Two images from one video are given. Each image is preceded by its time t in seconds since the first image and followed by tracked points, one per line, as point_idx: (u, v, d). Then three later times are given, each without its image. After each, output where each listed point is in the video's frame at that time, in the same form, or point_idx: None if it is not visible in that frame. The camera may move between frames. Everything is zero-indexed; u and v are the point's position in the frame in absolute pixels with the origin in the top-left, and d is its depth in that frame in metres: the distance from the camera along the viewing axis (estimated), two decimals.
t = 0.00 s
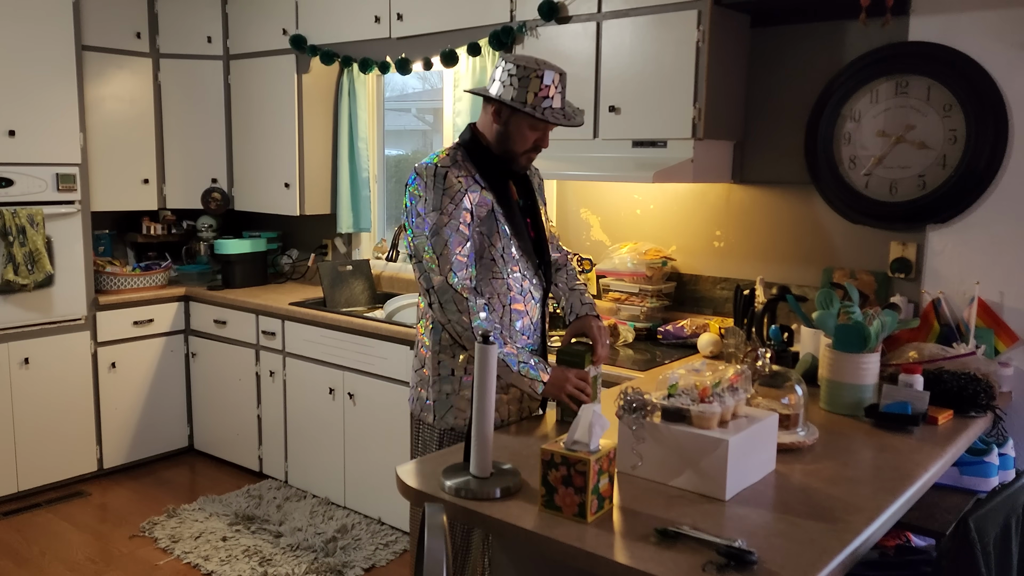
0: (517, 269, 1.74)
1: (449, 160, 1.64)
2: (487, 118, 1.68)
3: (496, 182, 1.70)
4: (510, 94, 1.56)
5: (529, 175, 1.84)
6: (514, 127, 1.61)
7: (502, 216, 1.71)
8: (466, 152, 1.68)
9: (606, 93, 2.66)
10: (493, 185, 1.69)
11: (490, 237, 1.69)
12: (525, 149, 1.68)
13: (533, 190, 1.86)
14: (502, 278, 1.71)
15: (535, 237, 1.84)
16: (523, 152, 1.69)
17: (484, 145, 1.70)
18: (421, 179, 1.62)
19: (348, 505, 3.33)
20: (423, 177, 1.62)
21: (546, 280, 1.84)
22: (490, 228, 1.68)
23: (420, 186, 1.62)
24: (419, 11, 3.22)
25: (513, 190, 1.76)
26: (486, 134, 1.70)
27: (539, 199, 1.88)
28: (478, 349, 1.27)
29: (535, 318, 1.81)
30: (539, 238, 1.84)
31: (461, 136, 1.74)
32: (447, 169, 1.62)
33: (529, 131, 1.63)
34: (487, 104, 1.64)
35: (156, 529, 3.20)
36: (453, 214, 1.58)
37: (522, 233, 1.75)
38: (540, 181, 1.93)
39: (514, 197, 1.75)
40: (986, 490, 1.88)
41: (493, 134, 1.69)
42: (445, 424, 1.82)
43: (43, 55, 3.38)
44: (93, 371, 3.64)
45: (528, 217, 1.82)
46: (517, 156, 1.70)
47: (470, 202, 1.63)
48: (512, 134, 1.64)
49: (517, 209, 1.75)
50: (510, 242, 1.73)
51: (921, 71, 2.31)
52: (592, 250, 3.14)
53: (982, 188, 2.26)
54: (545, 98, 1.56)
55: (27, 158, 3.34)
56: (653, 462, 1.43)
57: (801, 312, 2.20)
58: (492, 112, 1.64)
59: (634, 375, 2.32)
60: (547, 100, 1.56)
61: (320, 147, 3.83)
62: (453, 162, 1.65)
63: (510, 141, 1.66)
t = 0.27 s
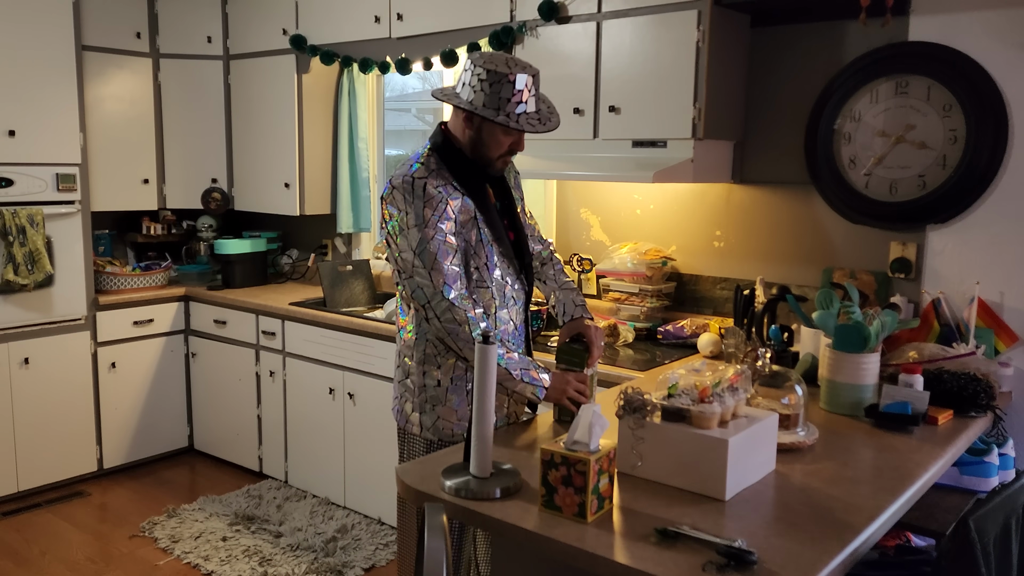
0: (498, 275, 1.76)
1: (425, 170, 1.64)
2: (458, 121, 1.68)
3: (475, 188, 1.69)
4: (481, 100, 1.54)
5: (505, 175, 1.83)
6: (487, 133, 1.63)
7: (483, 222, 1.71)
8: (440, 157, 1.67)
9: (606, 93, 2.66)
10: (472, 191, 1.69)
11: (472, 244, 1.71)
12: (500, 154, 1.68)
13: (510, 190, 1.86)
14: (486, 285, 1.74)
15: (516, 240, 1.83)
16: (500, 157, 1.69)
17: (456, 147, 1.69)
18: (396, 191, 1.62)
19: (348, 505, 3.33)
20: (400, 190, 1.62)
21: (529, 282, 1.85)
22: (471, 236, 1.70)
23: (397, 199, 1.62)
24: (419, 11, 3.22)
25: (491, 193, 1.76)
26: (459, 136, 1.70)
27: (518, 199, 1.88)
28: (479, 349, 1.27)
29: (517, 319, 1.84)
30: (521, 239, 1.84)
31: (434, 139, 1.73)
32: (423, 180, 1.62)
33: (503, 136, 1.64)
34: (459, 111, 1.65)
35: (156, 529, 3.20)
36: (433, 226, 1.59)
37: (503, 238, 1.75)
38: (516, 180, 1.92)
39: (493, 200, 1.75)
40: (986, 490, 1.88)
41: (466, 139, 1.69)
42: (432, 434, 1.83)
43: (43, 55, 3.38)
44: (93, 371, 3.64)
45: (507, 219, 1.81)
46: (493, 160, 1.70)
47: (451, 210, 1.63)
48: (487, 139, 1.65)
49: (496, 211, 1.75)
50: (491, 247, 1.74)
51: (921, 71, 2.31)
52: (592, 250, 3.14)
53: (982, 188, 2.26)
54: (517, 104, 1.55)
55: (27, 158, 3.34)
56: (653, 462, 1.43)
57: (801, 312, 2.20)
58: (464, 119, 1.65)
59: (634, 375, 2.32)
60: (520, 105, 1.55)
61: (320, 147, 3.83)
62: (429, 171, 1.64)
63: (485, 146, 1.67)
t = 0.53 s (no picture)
0: (507, 274, 1.75)
1: (434, 169, 1.64)
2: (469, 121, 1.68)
3: (482, 187, 1.70)
4: (493, 99, 1.55)
5: (517, 176, 1.84)
6: (500, 130, 1.62)
7: (489, 221, 1.71)
8: (450, 157, 1.68)
9: (606, 93, 2.66)
10: (478, 190, 1.70)
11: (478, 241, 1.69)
12: (514, 151, 1.68)
13: (522, 190, 1.86)
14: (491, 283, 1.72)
15: (526, 239, 1.83)
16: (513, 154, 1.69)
17: (467, 148, 1.70)
18: (404, 190, 1.62)
19: (348, 505, 3.33)
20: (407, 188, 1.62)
21: (538, 281, 1.85)
22: (479, 235, 1.69)
23: (405, 196, 1.62)
24: (419, 11, 3.22)
25: (500, 192, 1.76)
26: (470, 136, 1.70)
27: (528, 201, 1.88)
28: (479, 350, 1.27)
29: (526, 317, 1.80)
30: (529, 239, 1.84)
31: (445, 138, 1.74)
32: (431, 178, 1.63)
33: (516, 134, 1.64)
34: (471, 110, 1.65)
35: (156, 529, 3.20)
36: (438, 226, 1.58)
37: (509, 236, 1.76)
38: (528, 179, 1.92)
39: (502, 200, 1.75)
40: (986, 490, 1.88)
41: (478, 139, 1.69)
42: (444, 433, 1.83)
43: (43, 55, 3.38)
44: (93, 371, 3.64)
45: (517, 218, 1.81)
46: (506, 158, 1.70)
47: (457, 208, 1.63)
48: (501, 138, 1.64)
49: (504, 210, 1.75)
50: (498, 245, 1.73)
51: (921, 71, 2.31)
52: (592, 250, 3.14)
53: (982, 188, 2.26)
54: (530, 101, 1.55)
55: (27, 158, 3.34)
56: (653, 462, 1.43)
57: (801, 312, 2.20)
58: (477, 118, 1.65)
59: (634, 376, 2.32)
60: (532, 103, 1.55)
61: (320, 147, 3.83)
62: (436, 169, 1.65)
63: (498, 144, 1.66)
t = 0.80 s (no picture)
0: (544, 268, 1.74)
1: (475, 164, 1.64)
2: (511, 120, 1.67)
3: (523, 183, 1.69)
4: (537, 99, 1.58)
5: (557, 174, 1.83)
6: (544, 129, 1.62)
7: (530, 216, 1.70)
8: (494, 154, 1.68)
9: (606, 93, 2.66)
10: (520, 187, 1.69)
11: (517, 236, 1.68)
12: (555, 150, 1.68)
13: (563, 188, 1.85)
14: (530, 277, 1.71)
15: (563, 235, 1.82)
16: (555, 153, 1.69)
17: (511, 147, 1.70)
18: (449, 182, 1.62)
19: (348, 505, 3.33)
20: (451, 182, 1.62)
21: (572, 274, 1.84)
22: (518, 228, 1.67)
23: (449, 190, 1.62)
24: (419, 11, 3.22)
25: (541, 189, 1.76)
26: (514, 137, 1.69)
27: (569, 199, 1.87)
28: (478, 350, 1.27)
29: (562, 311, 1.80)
30: (568, 235, 1.83)
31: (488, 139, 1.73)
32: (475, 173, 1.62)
33: (558, 132, 1.64)
34: (515, 111, 1.64)
35: (156, 529, 3.20)
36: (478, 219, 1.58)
37: (548, 231, 1.75)
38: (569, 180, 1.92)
39: (542, 197, 1.75)
40: (986, 490, 1.88)
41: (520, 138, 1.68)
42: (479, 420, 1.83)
43: (43, 55, 3.38)
44: (93, 371, 3.64)
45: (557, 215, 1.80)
46: (549, 157, 1.69)
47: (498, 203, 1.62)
48: (545, 138, 1.65)
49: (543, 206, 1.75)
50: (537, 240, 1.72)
51: (921, 71, 2.31)
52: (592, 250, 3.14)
53: (981, 188, 2.26)
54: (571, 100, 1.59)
55: (26, 158, 3.34)
56: (653, 462, 1.43)
57: (801, 312, 2.20)
58: (521, 117, 1.64)
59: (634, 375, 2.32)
60: (574, 102, 1.59)
61: (320, 147, 3.83)
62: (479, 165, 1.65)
63: (541, 143, 1.66)
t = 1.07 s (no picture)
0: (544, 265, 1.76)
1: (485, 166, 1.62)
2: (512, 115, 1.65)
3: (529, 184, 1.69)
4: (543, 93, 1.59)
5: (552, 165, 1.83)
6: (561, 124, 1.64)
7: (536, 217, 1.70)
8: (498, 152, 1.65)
9: (606, 93, 2.66)
10: (528, 187, 1.69)
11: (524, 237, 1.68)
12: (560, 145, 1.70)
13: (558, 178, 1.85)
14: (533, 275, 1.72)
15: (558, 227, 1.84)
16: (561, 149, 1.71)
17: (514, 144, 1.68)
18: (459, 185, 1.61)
19: (348, 506, 3.33)
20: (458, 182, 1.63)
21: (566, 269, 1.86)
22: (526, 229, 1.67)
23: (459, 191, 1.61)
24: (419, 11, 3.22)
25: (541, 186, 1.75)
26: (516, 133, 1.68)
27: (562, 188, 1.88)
28: (478, 350, 1.27)
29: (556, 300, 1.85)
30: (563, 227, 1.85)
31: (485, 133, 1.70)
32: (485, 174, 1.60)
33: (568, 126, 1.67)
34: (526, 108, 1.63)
35: (156, 529, 3.20)
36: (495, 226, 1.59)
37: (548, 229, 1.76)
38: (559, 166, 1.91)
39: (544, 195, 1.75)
40: (986, 491, 1.88)
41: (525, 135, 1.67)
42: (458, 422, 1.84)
43: (43, 55, 3.38)
44: (93, 371, 3.64)
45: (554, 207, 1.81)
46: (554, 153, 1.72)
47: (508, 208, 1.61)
48: (556, 134, 1.67)
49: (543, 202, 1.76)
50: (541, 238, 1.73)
51: (921, 71, 2.31)
52: (592, 250, 3.15)
53: (981, 188, 2.26)
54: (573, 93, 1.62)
55: (26, 158, 3.34)
56: (653, 462, 1.43)
57: (801, 312, 2.20)
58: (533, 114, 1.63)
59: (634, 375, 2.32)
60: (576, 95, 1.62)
61: (319, 147, 3.83)
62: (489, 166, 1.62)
63: (551, 139, 1.67)
